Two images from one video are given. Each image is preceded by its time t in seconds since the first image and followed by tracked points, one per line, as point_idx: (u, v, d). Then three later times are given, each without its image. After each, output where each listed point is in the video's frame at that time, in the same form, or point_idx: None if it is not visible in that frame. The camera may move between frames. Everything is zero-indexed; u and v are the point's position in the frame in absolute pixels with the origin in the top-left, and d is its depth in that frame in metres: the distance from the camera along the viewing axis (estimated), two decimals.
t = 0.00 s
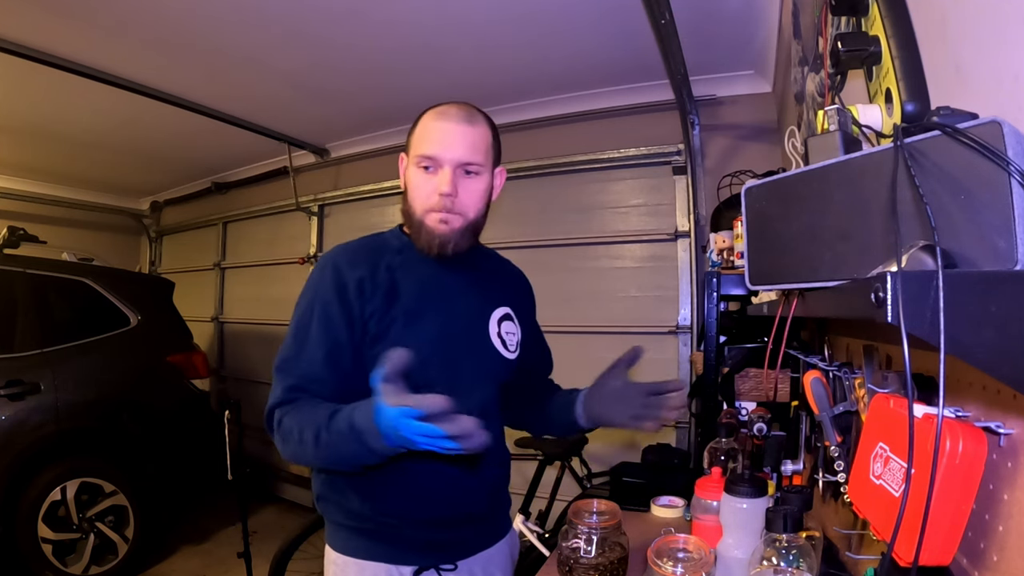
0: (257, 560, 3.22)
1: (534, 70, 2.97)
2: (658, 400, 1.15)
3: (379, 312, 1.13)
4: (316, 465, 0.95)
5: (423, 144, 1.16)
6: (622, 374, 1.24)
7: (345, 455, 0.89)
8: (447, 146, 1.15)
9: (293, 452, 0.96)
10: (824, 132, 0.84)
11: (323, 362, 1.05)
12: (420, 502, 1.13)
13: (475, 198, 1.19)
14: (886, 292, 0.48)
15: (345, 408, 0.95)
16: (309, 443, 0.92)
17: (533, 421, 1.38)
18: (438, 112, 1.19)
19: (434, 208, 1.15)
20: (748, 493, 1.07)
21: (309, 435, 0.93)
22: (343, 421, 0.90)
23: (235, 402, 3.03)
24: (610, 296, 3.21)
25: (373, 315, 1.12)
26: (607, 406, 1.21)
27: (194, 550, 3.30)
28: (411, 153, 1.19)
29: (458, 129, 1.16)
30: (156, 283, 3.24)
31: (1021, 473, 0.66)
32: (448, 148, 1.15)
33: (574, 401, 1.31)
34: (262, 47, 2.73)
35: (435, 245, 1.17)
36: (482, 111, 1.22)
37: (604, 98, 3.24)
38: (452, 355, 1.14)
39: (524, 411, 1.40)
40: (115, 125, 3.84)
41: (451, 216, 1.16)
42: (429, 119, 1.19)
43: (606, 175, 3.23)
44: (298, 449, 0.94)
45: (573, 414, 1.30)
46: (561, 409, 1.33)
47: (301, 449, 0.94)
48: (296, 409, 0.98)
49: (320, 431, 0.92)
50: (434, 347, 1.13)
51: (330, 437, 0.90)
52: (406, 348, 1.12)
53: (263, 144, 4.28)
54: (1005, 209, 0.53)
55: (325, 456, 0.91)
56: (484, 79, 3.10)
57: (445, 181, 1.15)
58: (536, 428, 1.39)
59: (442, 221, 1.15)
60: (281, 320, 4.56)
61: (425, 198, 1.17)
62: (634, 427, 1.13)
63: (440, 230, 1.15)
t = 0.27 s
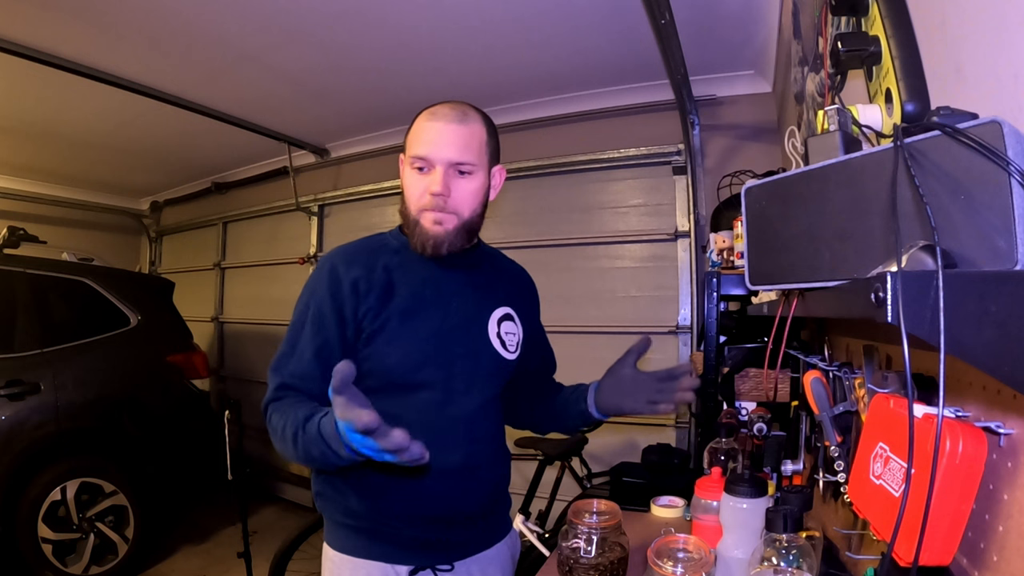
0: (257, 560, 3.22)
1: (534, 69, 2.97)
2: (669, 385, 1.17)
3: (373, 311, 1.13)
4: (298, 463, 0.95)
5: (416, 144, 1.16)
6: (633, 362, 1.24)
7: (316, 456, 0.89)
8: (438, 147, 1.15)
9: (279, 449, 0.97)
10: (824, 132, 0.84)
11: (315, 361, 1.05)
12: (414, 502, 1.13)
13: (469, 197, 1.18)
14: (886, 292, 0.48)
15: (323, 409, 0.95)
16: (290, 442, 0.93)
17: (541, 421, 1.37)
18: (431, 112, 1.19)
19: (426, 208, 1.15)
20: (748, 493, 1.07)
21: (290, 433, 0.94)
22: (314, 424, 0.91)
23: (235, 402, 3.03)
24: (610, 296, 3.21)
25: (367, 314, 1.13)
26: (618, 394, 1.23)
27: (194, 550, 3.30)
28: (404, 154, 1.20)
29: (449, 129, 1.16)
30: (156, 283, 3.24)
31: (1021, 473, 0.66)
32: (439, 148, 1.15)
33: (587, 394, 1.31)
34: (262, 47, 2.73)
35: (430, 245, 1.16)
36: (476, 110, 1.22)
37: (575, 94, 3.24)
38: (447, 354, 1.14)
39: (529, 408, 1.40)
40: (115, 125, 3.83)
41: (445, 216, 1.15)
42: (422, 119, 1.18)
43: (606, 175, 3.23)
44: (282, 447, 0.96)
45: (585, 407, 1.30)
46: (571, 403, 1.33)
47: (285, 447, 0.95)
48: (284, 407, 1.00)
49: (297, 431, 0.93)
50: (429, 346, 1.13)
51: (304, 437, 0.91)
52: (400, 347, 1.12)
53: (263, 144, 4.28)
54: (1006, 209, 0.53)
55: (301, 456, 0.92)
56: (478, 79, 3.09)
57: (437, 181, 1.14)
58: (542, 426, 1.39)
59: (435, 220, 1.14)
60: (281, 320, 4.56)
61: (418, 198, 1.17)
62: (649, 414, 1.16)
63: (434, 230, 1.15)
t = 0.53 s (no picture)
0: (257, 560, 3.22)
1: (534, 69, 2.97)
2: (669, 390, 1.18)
3: (373, 311, 1.13)
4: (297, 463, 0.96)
5: (414, 145, 1.16)
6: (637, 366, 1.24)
7: (312, 458, 0.89)
8: (435, 148, 1.14)
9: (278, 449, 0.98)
10: (824, 132, 0.84)
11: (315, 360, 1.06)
12: (414, 502, 1.13)
13: (469, 197, 1.17)
14: (886, 292, 0.48)
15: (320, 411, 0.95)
16: (288, 443, 0.94)
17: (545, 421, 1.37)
18: (428, 113, 1.18)
19: (426, 211, 1.14)
20: (748, 493, 1.07)
21: (289, 433, 0.94)
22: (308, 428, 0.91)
23: (235, 402, 3.03)
24: (610, 296, 3.21)
25: (367, 314, 1.13)
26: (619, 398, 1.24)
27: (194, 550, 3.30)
28: (403, 154, 1.19)
29: (446, 130, 1.15)
30: (156, 283, 3.24)
31: (1021, 473, 0.66)
32: (438, 148, 1.14)
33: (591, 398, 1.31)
34: (262, 46, 2.73)
35: (431, 246, 1.15)
36: (474, 108, 1.21)
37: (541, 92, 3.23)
38: (446, 354, 1.14)
39: (530, 408, 1.40)
40: (115, 125, 3.83)
41: (446, 218, 1.15)
42: (420, 119, 1.17)
43: (606, 175, 3.23)
44: (280, 447, 0.96)
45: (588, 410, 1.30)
46: (574, 404, 1.33)
47: (282, 447, 0.96)
48: (283, 407, 1.00)
49: (294, 433, 0.93)
50: (429, 346, 1.13)
51: (301, 439, 0.91)
52: (399, 347, 1.12)
53: (263, 144, 4.28)
54: (1006, 209, 0.53)
55: (298, 457, 0.92)
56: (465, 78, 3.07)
57: (436, 182, 1.13)
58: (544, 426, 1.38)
59: (436, 222, 1.14)
60: (281, 320, 4.56)
61: (417, 200, 1.16)
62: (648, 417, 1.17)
63: (435, 231, 1.14)
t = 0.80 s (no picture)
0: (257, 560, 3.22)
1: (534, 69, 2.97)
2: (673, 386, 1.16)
3: (374, 312, 1.13)
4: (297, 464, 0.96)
5: (411, 145, 1.15)
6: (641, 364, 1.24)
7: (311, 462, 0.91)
8: (430, 147, 1.13)
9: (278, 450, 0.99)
10: (824, 132, 0.84)
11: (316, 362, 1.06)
12: (416, 504, 1.13)
13: (468, 197, 1.17)
14: (886, 292, 0.48)
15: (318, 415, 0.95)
16: (287, 446, 0.95)
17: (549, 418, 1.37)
18: (424, 113, 1.18)
19: (425, 211, 1.14)
20: (748, 493, 1.07)
21: (289, 435, 0.95)
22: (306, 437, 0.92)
23: (235, 402, 3.03)
24: (610, 296, 3.21)
25: (368, 315, 1.13)
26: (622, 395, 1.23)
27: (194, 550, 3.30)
28: (400, 155, 1.19)
29: (442, 130, 1.15)
30: (156, 283, 3.23)
31: (1021, 473, 0.66)
32: (435, 148, 1.14)
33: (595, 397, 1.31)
34: (261, 46, 2.73)
35: (431, 247, 1.16)
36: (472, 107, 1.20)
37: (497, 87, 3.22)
38: (446, 354, 1.14)
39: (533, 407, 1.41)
40: (115, 125, 3.83)
41: (445, 217, 1.15)
42: (416, 119, 1.17)
43: (606, 175, 3.23)
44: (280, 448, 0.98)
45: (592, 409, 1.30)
46: (577, 404, 1.33)
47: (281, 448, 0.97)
48: (283, 409, 1.01)
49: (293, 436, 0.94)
50: (430, 347, 1.13)
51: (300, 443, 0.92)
52: (400, 347, 1.12)
53: (263, 144, 4.28)
54: (1006, 209, 0.53)
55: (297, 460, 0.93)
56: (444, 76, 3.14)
57: (434, 182, 1.13)
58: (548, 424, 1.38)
59: (435, 222, 1.14)
60: (281, 320, 4.56)
61: (416, 200, 1.16)
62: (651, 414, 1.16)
63: (434, 231, 1.14)
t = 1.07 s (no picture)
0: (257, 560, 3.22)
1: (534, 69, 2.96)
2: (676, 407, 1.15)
3: (375, 314, 1.13)
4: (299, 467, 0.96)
5: (408, 147, 1.15)
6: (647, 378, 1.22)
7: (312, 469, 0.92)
8: (429, 147, 1.14)
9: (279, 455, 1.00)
10: (824, 132, 0.84)
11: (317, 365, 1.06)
12: (420, 505, 1.13)
13: (468, 195, 1.17)
14: (886, 292, 0.48)
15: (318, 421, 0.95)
16: (288, 451, 0.95)
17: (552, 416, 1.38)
18: (419, 114, 1.18)
19: (428, 212, 1.14)
20: (748, 493, 1.07)
21: (291, 438, 0.95)
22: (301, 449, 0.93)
23: (235, 402, 3.03)
24: (610, 296, 3.21)
25: (369, 317, 1.13)
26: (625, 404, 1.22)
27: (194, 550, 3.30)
28: (397, 158, 1.19)
29: (438, 129, 1.15)
30: (156, 283, 3.23)
31: (1021, 473, 0.66)
32: (433, 148, 1.14)
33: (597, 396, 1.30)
34: (261, 46, 2.73)
35: (436, 247, 1.15)
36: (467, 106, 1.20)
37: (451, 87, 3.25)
38: (448, 355, 1.14)
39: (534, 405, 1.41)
40: (115, 125, 3.83)
41: (448, 216, 1.15)
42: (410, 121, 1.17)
43: (606, 175, 3.23)
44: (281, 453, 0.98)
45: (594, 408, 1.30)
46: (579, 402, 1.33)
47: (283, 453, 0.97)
48: (284, 414, 1.02)
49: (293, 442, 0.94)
50: (431, 348, 1.13)
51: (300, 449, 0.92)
52: (402, 349, 1.13)
53: (263, 144, 4.28)
54: (1006, 209, 0.53)
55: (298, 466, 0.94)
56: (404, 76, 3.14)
57: (435, 182, 1.13)
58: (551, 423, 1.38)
59: (438, 222, 1.14)
60: (281, 320, 4.56)
61: (417, 202, 1.16)
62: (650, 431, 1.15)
63: (438, 231, 1.14)
